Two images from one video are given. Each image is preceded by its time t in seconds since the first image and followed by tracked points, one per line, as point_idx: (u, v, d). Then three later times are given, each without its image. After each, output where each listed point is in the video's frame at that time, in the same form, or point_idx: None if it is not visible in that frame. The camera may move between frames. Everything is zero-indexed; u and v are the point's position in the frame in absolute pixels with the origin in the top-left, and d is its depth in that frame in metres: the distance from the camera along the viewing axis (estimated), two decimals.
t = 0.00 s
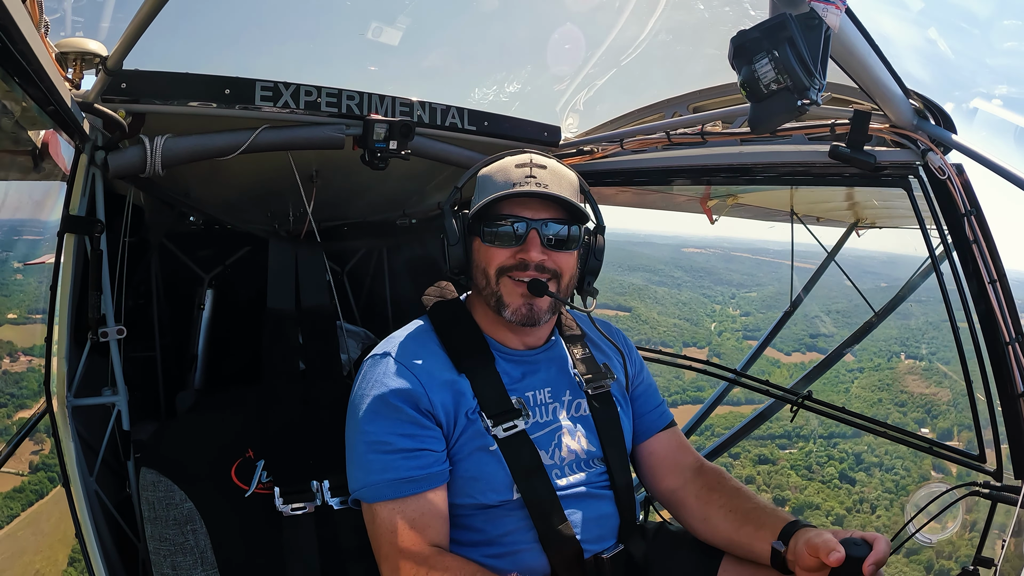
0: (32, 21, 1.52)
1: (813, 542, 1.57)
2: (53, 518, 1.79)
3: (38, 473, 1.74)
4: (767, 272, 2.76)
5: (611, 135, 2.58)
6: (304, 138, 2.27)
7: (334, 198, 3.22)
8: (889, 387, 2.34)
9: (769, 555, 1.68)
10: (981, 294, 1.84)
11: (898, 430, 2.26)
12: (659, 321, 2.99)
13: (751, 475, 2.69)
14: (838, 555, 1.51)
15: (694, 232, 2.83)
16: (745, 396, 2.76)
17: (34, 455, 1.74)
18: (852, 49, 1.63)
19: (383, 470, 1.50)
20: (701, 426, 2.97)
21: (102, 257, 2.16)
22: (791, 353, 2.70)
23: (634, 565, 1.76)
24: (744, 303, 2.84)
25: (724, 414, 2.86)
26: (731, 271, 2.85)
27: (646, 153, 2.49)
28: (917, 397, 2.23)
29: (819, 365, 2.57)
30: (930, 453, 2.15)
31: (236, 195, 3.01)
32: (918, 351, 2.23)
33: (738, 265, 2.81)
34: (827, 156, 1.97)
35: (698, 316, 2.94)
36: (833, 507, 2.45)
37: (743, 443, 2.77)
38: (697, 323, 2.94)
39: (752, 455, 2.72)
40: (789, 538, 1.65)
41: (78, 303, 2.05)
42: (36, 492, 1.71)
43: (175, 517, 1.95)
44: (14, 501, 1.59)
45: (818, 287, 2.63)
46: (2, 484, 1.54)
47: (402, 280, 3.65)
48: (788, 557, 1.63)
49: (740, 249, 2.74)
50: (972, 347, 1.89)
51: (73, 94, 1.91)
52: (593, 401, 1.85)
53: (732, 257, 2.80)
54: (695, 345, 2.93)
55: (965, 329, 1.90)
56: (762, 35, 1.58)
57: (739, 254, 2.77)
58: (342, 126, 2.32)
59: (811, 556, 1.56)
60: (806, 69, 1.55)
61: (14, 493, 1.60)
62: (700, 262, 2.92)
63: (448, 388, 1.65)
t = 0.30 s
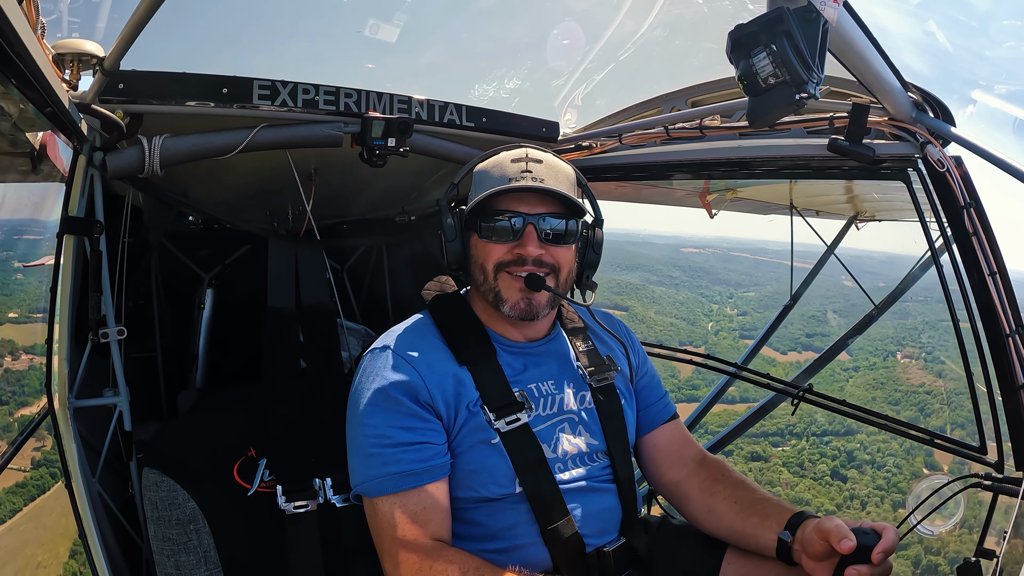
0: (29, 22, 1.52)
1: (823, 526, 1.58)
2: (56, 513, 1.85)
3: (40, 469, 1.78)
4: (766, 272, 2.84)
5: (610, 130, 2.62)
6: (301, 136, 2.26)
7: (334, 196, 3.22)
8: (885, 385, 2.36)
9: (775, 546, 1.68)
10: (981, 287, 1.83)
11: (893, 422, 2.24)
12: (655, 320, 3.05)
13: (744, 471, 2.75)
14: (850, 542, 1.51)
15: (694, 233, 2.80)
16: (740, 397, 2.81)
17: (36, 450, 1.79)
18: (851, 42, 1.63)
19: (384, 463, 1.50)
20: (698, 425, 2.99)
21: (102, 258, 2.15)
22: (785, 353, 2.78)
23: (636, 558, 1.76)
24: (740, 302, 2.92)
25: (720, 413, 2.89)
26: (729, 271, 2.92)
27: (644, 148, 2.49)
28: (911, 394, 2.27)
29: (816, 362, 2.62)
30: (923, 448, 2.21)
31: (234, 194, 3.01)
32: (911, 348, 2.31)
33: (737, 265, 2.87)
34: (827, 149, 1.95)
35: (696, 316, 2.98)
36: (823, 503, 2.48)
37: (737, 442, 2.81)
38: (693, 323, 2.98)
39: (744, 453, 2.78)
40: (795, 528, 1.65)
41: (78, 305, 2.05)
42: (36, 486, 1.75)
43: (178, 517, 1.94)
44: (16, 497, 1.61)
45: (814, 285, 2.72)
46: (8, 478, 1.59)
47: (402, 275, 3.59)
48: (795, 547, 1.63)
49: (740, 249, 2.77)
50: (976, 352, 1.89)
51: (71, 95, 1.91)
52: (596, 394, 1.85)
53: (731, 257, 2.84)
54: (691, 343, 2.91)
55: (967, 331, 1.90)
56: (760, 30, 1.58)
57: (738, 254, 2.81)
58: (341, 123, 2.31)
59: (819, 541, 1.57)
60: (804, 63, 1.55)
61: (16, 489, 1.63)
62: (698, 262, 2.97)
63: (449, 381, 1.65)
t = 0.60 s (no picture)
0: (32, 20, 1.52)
1: (816, 536, 1.57)
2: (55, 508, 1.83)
3: (41, 464, 1.77)
4: (765, 272, 2.86)
5: (612, 133, 2.68)
6: (302, 137, 2.27)
7: (335, 197, 3.22)
8: (878, 384, 2.39)
9: (772, 552, 1.68)
10: (981, 292, 1.83)
11: (876, 422, 2.30)
12: (653, 319, 3.06)
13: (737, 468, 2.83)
14: (842, 548, 1.52)
15: (693, 233, 2.87)
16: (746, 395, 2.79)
17: (37, 446, 1.77)
18: (852, 47, 1.63)
19: (384, 464, 1.50)
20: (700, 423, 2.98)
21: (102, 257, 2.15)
22: (782, 352, 2.77)
23: (634, 562, 1.76)
24: (739, 301, 3.00)
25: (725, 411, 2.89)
26: (727, 271, 3.03)
27: (645, 151, 2.49)
28: (904, 394, 2.29)
29: (811, 360, 2.62)
30: (914, 447, 2.21)
31: (236, 194, 3.01)
32: (908, 349, 2.30)
33: (736, 265, 2.96)
34: (828, 154, 1.97)
35: (692, 314, 3.08)
36: (813, 499, 2.57)
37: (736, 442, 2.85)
38: (691, 322, 3.06)
39: (738, 450, 2.85)
40: (791, 534, 1.65)
41: (78, 304, 2.05)
42: (39, 482, 1.74)
43: (176, 516, 1.95)
44: (20, 492, 1.62)
45: (820, 285, 2.71)
46: (8, 475, 1.57)
47: (402, 275, 3.58)
48: (791, 554, 1.63)
49: (741, 249, 2.85)
50: (975, 355, 1.88)
51: (73, 94, 1.92)
52: (595, 397, 1.85)
53: (730, 257, 2.94)
54: (688, 343, 2.99)
55: (966, 332, 1.90)
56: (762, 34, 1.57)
57: (738, 254, 2.90)
58: (342, 124, 2.32)
59: (814, 552, 1.57)
60: (805, 67, 1.55)
61: (18, 485, 1.62)
62: (697, 262, 3.12)
63: (450, 383, 1.65)
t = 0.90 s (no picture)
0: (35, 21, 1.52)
1: (815, 539, 1.57)
2: (57, 502, 1.91)
3: (43, 460, 1.84)
4: (763, 271, 2.79)
5: (614, 134, 2.70)
6: (304, 137, 2.27)
7: (337, 197, 3.22)
8: (871, 382, 2.37)
9: (773, 553, 1.68)
10: (984, 294, 1.82)
11: (871, 420, 2.32)
12: (648, 318, 3.04)
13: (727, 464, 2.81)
14: (841, 549, 1.52)
15: (693, 232, 2.84)
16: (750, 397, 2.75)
17: (40, 442, 1.84)
18: (854, 47, 1.63)
19: (389, 465, 1.50)
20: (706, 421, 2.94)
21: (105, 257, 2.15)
22: (779, 350, 2.77)
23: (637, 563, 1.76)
24: (737, 301, 2.87)
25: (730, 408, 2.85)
26: (726, 270, 2.87)
27: (648, 151, 2.49)
28: (898, 391, 2.27)
29: (807, 360, 2.61)
30: (907, 443, 2.21)
31: (237, 194, 3.02)
32: (903, 347, 2.29)
33: (736, 265, 2.83)
34: (831, 154, 1.96)
35: (688, 313, 2.97)
36: (802, 494, 2.51)
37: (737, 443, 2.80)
38: (686, 322, 2.97)
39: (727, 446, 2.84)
40: (790, 535, 1.65)
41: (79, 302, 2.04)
42: (41, 477, 1.82)
43: (178, 515, 1.96)
44: (20, 487, 1.68)
45: (823, 287, 2.63)
46: (9, 471, 1.63)
47: (403, 274, 3.54)
48: (790, 555, 1.64)
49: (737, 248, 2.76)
50: (977, 353, 1.88)
51: (75, 94, 1.93)
52: (598, 398, 1.85)
53: (729, 257, 2.82)
54: (684, 341, 2.98)
55: (968, 329, 1.89)
56: (764, 34, 1.58)
57: (735, 253, 2.79)
58: (344, 124, 2.32)
59: (814, 554, 1.57)
60: (808, 67, 1.55)
61: (21, 479, 1.69)
62: (695, 262, 2.95)
63: (455, 383, 1.65)
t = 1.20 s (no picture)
0: (36, 21, 1.52)
1: (824, 538, 1.57)
2: (59, 498, 1.87)
3: (46, 457, 1.82)
4: (761, 271, 2.78)
5: (616, 133, 2.68)
6: (306, 137, 2.27)
7: (338, 197, 3.23)
8: (866, 380, 2.36)
9: (777, 553, 1.68)
10: (985, 292, 1.82)
11: (867, 417, 2.31)
12: (646, 317, 3.04)
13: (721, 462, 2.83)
14: (852, 551, 1.52)
15: (692, 232, 2.87)
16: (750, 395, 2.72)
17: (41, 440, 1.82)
18: (856, 45, 1.63)
19: (391, 462, 1.50)
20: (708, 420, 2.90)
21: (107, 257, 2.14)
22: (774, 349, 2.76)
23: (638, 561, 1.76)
24: (733, 301, 2.87)
25: (731, 406, 2.81)
26: (724, 269, 2.87)
27: (649, 151, 2.49)
28: (894, 389, 2.26)
29: (803, 357, 2.60)
30: (900, 440, 2.23)
31: (239, 194, 3.02)
32: (900, 347, 2.28)
33: (734, 264, 2.83)
34: (832, 153, 1.95)
35: (686, 314, 2.97)
36: (793, 491, 2.49)
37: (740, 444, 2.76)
38: (683, 320, 2.98)
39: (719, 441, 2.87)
40: (797, 536, 1.65)
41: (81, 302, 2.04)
42: (42, 473, 1.79)
43: (179, 515, 1.95)
44: (25, 482, 1.69)
45: (822, 288, 2.60)
46: (13, 467, 1.63)
47: (406, 276, 3.56)
48: (797, 554, 1.64)
49: (735, 247, 2.76)
50: (977, 347, 1.87)
51: (77, 94, 1.93)
52: (599, 397, 1.85)
53: (728, 257, 2.82)
54: (679, 340, 2.97)
55: (969, 326, 1.89)
56: (766, 33, 1.57)
57: (734, 253, 2.79)
58: (346, 124, 2.32)
59: (822, 553, 1.57)
60: (810, 66, 1.54)
61: (23, 475, 1.68)
62: (694, 261, 2.95)
63: (457, 381, 1.65)
